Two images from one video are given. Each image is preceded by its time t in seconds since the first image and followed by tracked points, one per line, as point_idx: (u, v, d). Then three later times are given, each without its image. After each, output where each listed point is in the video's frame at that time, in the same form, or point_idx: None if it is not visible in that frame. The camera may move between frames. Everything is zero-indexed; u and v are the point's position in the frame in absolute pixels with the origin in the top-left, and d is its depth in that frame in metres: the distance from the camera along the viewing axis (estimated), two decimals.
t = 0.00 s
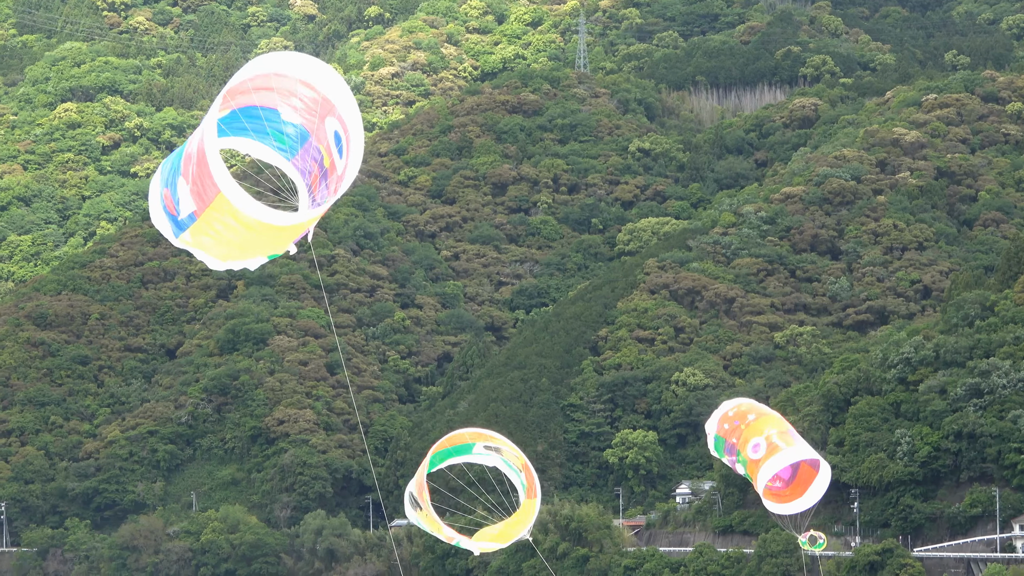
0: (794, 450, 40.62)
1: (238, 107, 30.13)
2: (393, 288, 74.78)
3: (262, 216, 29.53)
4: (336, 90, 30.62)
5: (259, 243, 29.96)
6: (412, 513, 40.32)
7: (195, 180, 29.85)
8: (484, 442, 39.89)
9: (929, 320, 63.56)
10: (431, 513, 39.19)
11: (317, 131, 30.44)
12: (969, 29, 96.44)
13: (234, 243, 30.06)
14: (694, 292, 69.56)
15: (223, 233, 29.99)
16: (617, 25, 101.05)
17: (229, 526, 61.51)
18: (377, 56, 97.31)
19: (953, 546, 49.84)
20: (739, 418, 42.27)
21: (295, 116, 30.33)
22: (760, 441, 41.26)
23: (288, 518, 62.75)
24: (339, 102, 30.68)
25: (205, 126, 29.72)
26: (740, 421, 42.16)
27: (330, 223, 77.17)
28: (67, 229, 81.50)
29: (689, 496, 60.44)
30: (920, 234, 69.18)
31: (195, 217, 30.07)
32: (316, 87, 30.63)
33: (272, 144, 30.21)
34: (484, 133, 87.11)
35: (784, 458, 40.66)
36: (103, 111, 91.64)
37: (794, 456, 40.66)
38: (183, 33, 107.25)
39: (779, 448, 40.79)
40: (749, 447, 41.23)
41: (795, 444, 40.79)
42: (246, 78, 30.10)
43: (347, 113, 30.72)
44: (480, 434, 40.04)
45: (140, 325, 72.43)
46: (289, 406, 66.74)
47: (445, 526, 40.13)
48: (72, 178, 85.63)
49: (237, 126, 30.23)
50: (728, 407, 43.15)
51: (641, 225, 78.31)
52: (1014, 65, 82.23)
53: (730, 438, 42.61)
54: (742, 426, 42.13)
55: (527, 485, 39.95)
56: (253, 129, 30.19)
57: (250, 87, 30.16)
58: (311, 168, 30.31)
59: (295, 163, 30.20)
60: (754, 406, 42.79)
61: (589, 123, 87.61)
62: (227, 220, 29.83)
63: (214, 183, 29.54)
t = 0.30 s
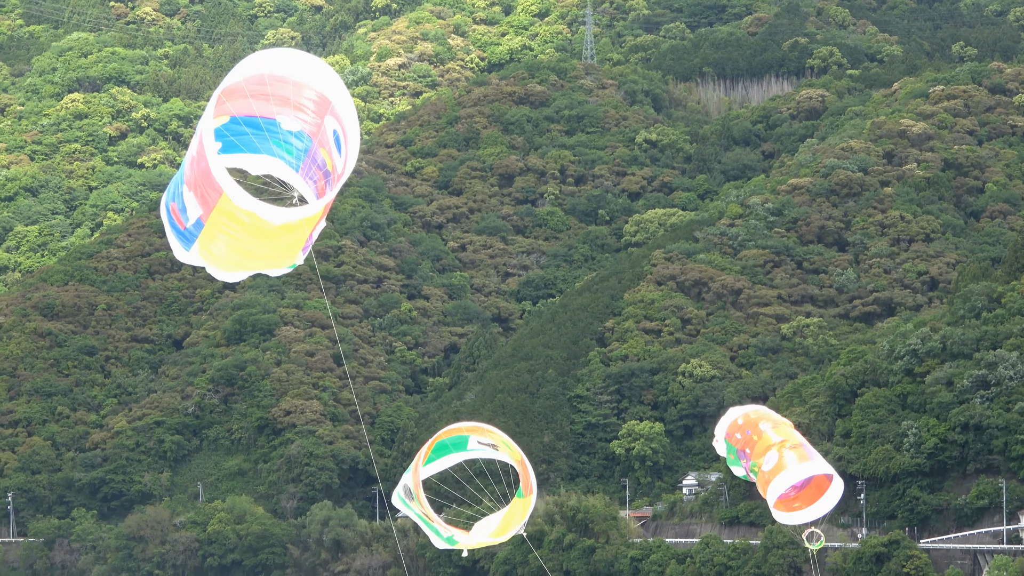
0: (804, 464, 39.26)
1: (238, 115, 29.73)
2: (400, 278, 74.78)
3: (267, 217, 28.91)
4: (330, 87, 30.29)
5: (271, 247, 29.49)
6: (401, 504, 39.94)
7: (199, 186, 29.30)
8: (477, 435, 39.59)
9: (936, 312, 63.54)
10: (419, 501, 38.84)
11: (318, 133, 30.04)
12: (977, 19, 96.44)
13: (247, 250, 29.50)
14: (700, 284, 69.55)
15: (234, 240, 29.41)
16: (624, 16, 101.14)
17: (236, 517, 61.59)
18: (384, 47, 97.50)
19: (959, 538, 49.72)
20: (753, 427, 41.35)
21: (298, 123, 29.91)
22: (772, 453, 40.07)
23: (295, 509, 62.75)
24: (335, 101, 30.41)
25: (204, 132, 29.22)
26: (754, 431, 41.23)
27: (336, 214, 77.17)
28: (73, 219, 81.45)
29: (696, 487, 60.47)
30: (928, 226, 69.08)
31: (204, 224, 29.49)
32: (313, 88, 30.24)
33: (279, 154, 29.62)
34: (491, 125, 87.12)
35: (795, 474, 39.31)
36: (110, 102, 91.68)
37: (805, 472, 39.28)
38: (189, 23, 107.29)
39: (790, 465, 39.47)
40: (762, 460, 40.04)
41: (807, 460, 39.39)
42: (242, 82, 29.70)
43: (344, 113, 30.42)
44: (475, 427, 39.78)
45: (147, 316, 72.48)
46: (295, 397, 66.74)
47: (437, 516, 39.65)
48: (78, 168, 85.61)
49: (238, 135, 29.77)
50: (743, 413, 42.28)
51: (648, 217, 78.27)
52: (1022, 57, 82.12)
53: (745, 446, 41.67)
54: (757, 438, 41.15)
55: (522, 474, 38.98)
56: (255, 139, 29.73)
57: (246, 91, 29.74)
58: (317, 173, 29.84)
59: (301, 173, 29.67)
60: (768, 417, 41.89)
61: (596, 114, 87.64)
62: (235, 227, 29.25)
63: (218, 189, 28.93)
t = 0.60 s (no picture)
0: (813, 473, 37.02)
1: (234, 105, 28.24)
2: (406, 264, 74.81)
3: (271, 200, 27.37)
4: (325, 66, 28.85)
5: (277, 242, 28.02)
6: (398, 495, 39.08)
7: (198, 179, 27.66)
8: (479, 425, 39.15)
9: (942, 298, 63.48)
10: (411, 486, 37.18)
11: (314, 117, 28.63)
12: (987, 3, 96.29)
13: (253, 244, 27.94)
14: (707, 270, 69.55)
15: (238, 238, 27.88)
16: (632, 4, 101.61)
17: (242, 502, 61.72)
18: (391, 32, 97.91)
19: (965, 524, 49.57)
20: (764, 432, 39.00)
21: (294, 108, 28.42)
22: (782, 460, 37.94)
23: (301, 494, 62.82)
24: (329, 81, 28.96)
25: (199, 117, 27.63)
26: (765, 436, 38.92)
27: (343, 200, 77.20)
28: (80, 204, 81.50)
29: (702, 473, 60.41)
30: (934, 213, 68.95)
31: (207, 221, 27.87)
32: (307, 68, 28.74)
33: (277, 144, 28.17)
34: (498, 111, 87.22)
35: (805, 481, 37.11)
36: (117, 88, 91.85)
37: (814, 480, 37.06)
38: (197, 9, 107.43)
39: (801, 471, 37.29)
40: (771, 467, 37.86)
41: (818, 466, 37.20)
42: (235, 64, 28.21)
43: (339, 93, 29.02)
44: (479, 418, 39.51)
45: (153, 301, 72.62)
46: (302, 382, 66.77)
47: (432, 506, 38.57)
48: (85, 154, 85.71)
49: (235, 127, 28.35)
50: (754, 417, 39.68)
51: (655, 203, 78.25)
52: None
53: (757, 453, 39.35)
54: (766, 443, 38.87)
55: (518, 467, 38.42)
56: (251, 131, 28.29)
57: (241, 74, 28.30)
58: (317, 162, 28.39)
59: (299, 165, 28.21)
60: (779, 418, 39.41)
61: (603, 100, 87.77)
62: (239, 220, 27.68)
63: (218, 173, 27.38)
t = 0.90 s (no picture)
0: (821, 482, 32.69)
1: (223, 81, 25.04)
2: (411, 248, 74.83)
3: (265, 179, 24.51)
4: (317, 37, 25.64)
5: (274, 224, 25.00)
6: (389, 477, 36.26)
7: (194, 159, 24.82)
8: (483, 415, 34.14)
9: (948, 284, 63.44)
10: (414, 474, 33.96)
11: (308, 91, 25.41)
12: None
13: (247, 225, 25.03)
14: (712, 255, 69.51)
15: (234, 219, 24.96)
16: None
17: (247, 485, 61.69)
18: (398, 16, 98.79)
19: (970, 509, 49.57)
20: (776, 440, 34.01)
21: (287, 81, 25.21)
22: (791, 467, 33.34)
23: (306, 478, 62.52)
24: (322, 53, 25.72)
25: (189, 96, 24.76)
26: (777, 445, 33.92)
27: (348, 183, 77.17)
28: (86, 187, 81.49)
29: (707, 458, 60.44)
30: (940, 198, 68.87)
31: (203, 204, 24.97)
32: (298, 41, 25.51)
33: (268, 123, 24.95)
34: (504, 95, 87.48)
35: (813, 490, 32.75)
36: (122, 71, 92.01)
37: (821, 488, 32.73)
38: None
39: (807, 477, 32.91)
40: (776, 473, 33.30)
41: (825, 473, 32.83)
42: (223, 39, 25.08)
43: (333, 66, 25.84)
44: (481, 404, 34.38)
45: (158, 285, 72.67)
46: (307, 365, 66.76)
47: (434, 494, 35.68)
48: (91, 137, 85.78)
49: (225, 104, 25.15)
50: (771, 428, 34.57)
51: (660, 187, 78.24)
52: None
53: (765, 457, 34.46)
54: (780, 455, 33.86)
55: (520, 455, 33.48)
56: (243, 106, 25.03)
57: (230, 50, 25.15)
58: (314, 139, 25.20)
59: (295, 143, 25.04)
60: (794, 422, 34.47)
61: (608, 85, 88.09)
62: (231, 199, 24.80)
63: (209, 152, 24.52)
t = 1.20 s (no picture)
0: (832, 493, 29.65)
1: (211, 64, 25.72)
2: (417, 240, 74.86)
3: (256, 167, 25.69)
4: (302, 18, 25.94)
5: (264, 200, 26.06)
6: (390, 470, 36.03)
7: (185, 141, 25.66)
8: (488, 406, 33.78)
9: (954, 274, 63.37)
10: (413, 466, 33.75)
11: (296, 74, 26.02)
12: None
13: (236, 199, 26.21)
14: (718, 246, 69.46)
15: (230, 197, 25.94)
16: None
17: (253, 477, 61.66)
18: (403, 7, 99.45)
19: (976, 500, 49.64)
20: (786, 449, 30.64)
21: (277, 60, 25.85)
22: (800, 480, 30.02)
23: (312, 469, 62.43)
24: (310, 30, 25.95)
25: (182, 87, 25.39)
26: (786, 454, 30.57)
27: (354, 174, 77.14)
28: (91, 178, 81.47)
29: (713, 449, 60.51)
30: (945, 188, 68.75)
31: (197, 183, 25.79)
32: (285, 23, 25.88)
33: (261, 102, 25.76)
34: (509, 85, 87.71)
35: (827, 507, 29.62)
36: (128, 62, 92.22)
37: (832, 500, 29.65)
38: None
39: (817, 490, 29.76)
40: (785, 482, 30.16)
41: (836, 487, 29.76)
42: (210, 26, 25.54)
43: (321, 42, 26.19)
44: (486, 396, 33.99)
45: (164, 276, 72.72)
46: (313, 357, 66.72)
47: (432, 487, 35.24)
48: (96, 128, 85.88)
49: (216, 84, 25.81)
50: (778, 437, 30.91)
51: (665, 178, 78.21)
52: None
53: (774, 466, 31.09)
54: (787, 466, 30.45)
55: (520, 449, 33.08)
56: (234, 87, 25.79)
57: (218, 37, 25.63)
58: (308, 113, 26.12)
59: (290, 118, 25.98)
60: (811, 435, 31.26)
61: (614, 76, 87.94)
62: (225, 178, 25.81)
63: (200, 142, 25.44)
